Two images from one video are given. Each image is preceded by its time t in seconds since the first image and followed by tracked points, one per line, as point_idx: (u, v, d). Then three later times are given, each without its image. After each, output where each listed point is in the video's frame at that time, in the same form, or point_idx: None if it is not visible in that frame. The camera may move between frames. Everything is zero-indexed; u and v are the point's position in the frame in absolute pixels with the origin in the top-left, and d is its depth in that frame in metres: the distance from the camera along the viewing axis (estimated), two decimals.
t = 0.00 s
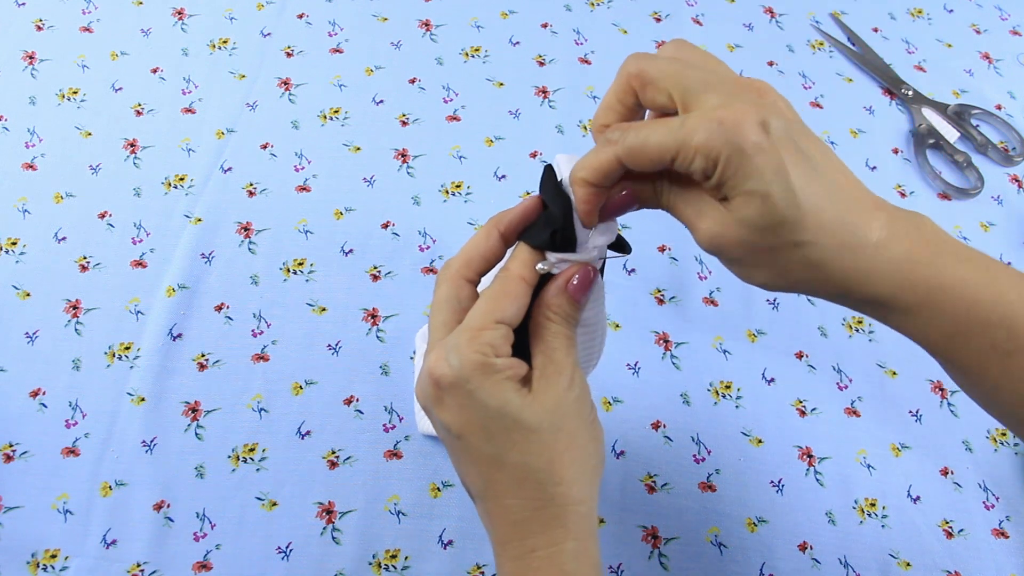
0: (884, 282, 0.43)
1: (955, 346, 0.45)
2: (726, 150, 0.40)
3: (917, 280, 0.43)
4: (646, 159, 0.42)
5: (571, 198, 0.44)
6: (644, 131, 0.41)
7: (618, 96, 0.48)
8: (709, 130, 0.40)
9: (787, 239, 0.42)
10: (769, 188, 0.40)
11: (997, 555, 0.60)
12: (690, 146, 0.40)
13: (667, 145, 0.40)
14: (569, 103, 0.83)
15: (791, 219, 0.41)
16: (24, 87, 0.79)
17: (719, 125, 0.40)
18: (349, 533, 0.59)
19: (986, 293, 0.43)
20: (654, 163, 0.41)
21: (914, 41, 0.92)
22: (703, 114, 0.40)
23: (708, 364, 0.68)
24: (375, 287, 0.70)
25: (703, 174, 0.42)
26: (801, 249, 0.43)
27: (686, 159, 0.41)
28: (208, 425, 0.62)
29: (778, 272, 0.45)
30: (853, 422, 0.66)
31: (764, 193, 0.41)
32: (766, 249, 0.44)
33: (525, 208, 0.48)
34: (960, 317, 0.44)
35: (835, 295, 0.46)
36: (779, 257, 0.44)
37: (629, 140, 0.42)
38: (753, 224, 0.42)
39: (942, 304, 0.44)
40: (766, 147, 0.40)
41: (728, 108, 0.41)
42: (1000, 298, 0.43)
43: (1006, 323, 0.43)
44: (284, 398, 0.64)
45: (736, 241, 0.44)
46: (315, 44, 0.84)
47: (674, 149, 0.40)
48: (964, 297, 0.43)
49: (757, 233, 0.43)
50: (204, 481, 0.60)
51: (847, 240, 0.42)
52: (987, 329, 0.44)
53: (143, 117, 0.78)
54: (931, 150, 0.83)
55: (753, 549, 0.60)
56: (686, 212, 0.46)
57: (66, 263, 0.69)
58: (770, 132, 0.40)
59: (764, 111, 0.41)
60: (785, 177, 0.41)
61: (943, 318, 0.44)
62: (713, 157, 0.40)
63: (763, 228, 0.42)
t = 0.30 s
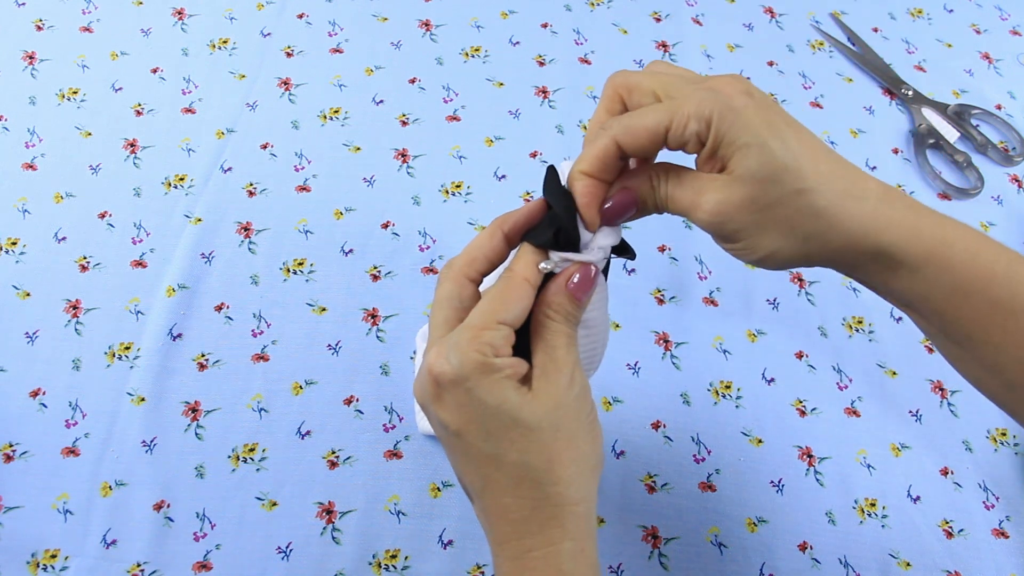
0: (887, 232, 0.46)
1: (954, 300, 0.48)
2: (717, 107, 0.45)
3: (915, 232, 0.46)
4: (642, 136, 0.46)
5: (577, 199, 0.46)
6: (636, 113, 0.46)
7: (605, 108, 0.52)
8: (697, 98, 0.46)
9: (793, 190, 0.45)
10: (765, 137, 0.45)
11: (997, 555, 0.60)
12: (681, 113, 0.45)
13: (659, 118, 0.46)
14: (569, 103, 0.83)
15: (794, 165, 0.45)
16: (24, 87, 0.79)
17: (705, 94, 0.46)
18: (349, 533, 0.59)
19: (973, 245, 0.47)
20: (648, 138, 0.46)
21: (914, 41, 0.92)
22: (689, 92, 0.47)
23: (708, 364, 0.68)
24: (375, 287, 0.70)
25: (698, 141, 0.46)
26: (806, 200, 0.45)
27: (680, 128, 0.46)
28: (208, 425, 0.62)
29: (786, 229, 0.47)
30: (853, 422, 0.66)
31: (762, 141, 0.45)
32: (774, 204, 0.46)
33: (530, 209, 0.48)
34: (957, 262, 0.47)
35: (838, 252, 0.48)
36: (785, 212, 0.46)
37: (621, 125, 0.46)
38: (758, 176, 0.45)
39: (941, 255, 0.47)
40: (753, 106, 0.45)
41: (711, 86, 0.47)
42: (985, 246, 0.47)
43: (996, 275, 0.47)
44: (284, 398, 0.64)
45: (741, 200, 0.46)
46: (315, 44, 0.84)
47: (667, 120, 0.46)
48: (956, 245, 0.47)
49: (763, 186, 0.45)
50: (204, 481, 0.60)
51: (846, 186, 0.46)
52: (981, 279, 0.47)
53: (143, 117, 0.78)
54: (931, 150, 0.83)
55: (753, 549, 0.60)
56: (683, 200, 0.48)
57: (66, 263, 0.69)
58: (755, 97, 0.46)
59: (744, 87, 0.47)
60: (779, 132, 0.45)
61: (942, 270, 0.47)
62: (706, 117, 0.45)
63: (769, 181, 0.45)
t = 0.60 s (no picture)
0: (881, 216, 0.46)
1: (944, 290, 0.47)
2: (712, 90, 0.48)
3: (907, 219, 0.46)
4: (639, 128, 0.48)
5: (569, 204, 0.46)
6: (634, 107, 0.49)
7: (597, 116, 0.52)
8: (693, 87, 0.49)
9: (785, 167, 0.46)
10: (759, 117, 0.47)
11: (997, 555, 0.60)
12: (680, 100, 0.48)
13: (659, 107, 0.48)
14: (569, 103, 0.83)
15: (787, 142, 0.46)
16: (23, 87, 0.79)
17: (701, 83, 0.48)
18: (349, 533, 0.59)
19: (972, 235, 0.47)
20: (648, 126, 0.49)
21: (914, 41, 0.92)
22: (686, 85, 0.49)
23: (708, 364, 0.68)
24: (375, 287, 0.70)
25: (696, 124, 0.49)
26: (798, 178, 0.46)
27: (678, 114, 0.48)
28: (208, 425, 0.62)
29: (779, 209, 0.48)
30: (853, 422, 0.66)
31: (756, 118, 0.46)
32: (766, 182, 0.47)
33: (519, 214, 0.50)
34: (954, 252, 0.46)
35: (829, 237, 0.48)
36: (778, 191, 0.47)
37: (620, 119, 0.49)
38: (752, 153, 0.46)
39: (935, 242, 0.46)
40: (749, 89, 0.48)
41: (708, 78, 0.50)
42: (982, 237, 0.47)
43: (989, 268, 0.46)
44: (284, 398, 0.64)
45: (735, 177, 0.47)
46: (315, 44, 0.84)
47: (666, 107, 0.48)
48: (952, 234, 0.46)
49: (756, 163, 0.47)
50: (204, 481, 0.60)
51: (840, 167, 0.47)
52: (978, 269, 0.46)
53: (143, 117, 0.78)
54: (931, 150, 0.83)
55: (753, 549, 0.60)
56: (673, 196, 0.49)
57: (66, 263, 0.69)
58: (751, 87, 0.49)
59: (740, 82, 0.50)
60: (774, 114, 0.47)
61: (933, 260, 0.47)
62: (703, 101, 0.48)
63: (762, 157, 0.46)
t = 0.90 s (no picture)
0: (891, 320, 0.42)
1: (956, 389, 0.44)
2: (732, 177, 0.40)
3: (920, 325, 0.42)
4: (647, 184, 0.42)
5: (548, 197, 0.45)
6: (647, 157, 0.42)
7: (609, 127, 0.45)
8: (715, 155, 0.40)
9: (788, 280, 0.42)
10: (774, 220, 0.40)
11: (997, 555, 0.60)
12: (696, 169, 0.40)
13: (671, 170, 0.41)
14: (569, 103, 0.83)
15: (794, 251, 0.40)
16: (23, 87, 0.79)
17: (726, 152, 0.40)
18: (349, 534, 0.59)
19: (997, 339, 0.42)
20: (655, 188, 0.42)
21: (914, 41, 0.92)
22: (711, 139, 0.41)
23: (708, 364, 0.68)
24: (375, 287, 0.70)
25: (710, 201, 0.42)
26: (807, 288, 0.42)
27: (691, 184, 0.41)
28: (208, 425, 0.62)
29: (775, 312, 0.44)
30: (853, 422, 0.66)
31: (769, 223, 0.40)
32: (766, 290, 0.43)
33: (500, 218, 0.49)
34: (968, 359, 0.42)
35: (833, 337, 0.45)
36: (778, 298, 0.43)
37: (630, 167, 0.42)
38: (755, 262, 0.42)
39: (947, 348, 0.42)
40: (776, 177, 0.39)
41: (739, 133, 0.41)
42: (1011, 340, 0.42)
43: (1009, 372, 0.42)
44: (284, 398, 0.64)
45: (739, 278, 0.43)
46: (315, 44, 0.84)
47: (679, 174, 0.41)
48: (970, 341, 0.42)
49: (761, 269, 0.42)
50: (204, 481, 0.60)
51: (850, 274, 0.41)
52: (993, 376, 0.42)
53: (143, 117, 0.78)
54: (931, 150, 0.83)
55: (754, 549, 0.60)
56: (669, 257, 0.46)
57: (66, 263, 0.69)
58: (780, 163, 0.40)
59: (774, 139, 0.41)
60: (794, 212, 0.40)
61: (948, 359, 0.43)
62: (718, 181, 0.40)
63: (768, 263, 0.41)
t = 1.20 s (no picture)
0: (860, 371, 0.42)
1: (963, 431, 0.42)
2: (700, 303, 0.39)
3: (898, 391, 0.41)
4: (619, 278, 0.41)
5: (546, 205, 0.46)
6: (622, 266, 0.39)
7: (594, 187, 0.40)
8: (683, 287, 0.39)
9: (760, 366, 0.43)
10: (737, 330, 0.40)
11: (997, 555, 0.61)
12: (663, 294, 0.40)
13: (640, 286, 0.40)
14: (569, 103, 0.83)
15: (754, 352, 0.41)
16: (23, 87, 0.79)
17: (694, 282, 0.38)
18: (349, 534, 0.59)
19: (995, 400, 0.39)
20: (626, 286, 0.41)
21: (914, 41, 0.92)
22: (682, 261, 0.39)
23: (708, 364, 0.68)
24: (375, 287, 0.70)
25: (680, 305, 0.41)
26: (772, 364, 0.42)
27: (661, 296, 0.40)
28: (208, 425, 0.62)
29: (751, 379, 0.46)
30: (854, 422, 0.66)
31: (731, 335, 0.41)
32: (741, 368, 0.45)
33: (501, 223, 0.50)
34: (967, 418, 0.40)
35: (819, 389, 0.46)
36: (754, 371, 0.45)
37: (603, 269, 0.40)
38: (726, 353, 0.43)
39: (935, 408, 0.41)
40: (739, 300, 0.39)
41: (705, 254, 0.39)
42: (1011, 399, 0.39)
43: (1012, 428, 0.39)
44: (284, 398, 0.64)
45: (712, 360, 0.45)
46: (315, 44, 0.84)
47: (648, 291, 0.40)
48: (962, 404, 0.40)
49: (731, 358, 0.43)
50: (204, 481, 0.60)
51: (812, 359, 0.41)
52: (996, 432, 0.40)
53: (143, 117, 0.78)
54: (931, 150, 0.83)
55: (754, 549, 0.60)
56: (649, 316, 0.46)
57: (66, 263, 0.69)
58: (745, 283, 0.39)
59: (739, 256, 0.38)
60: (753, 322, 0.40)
61: (934, 414, 0.41)
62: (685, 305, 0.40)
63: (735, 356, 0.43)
